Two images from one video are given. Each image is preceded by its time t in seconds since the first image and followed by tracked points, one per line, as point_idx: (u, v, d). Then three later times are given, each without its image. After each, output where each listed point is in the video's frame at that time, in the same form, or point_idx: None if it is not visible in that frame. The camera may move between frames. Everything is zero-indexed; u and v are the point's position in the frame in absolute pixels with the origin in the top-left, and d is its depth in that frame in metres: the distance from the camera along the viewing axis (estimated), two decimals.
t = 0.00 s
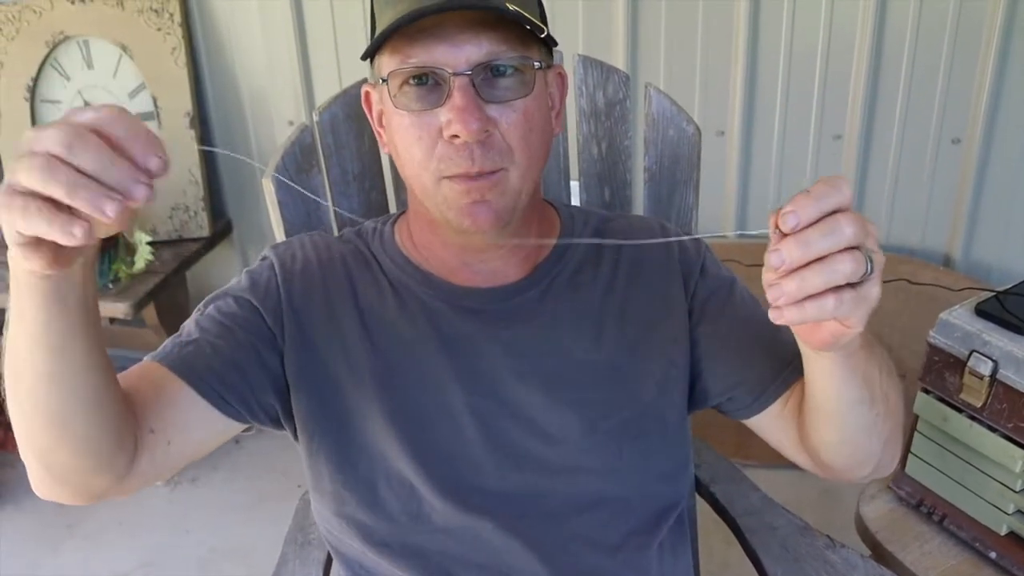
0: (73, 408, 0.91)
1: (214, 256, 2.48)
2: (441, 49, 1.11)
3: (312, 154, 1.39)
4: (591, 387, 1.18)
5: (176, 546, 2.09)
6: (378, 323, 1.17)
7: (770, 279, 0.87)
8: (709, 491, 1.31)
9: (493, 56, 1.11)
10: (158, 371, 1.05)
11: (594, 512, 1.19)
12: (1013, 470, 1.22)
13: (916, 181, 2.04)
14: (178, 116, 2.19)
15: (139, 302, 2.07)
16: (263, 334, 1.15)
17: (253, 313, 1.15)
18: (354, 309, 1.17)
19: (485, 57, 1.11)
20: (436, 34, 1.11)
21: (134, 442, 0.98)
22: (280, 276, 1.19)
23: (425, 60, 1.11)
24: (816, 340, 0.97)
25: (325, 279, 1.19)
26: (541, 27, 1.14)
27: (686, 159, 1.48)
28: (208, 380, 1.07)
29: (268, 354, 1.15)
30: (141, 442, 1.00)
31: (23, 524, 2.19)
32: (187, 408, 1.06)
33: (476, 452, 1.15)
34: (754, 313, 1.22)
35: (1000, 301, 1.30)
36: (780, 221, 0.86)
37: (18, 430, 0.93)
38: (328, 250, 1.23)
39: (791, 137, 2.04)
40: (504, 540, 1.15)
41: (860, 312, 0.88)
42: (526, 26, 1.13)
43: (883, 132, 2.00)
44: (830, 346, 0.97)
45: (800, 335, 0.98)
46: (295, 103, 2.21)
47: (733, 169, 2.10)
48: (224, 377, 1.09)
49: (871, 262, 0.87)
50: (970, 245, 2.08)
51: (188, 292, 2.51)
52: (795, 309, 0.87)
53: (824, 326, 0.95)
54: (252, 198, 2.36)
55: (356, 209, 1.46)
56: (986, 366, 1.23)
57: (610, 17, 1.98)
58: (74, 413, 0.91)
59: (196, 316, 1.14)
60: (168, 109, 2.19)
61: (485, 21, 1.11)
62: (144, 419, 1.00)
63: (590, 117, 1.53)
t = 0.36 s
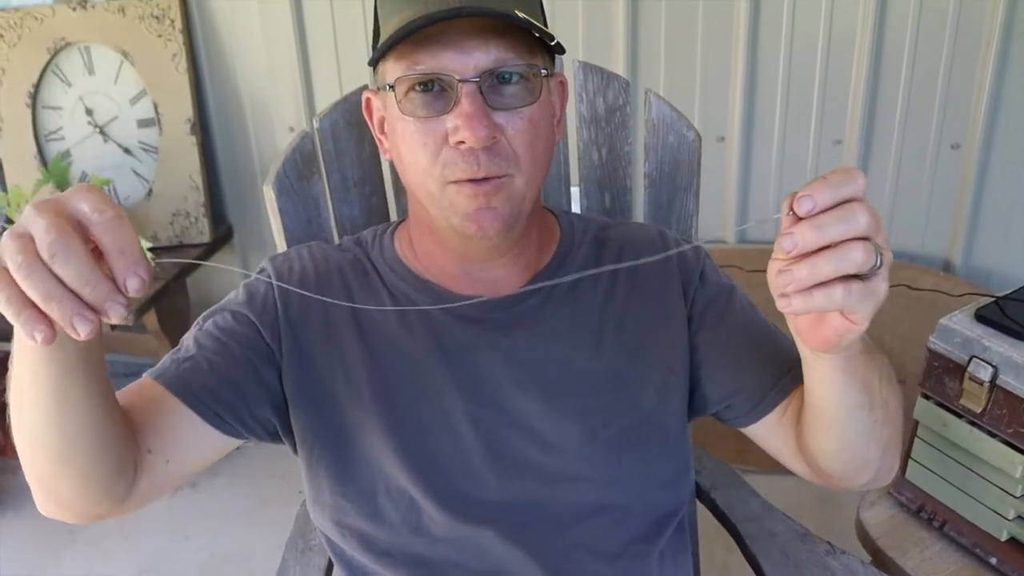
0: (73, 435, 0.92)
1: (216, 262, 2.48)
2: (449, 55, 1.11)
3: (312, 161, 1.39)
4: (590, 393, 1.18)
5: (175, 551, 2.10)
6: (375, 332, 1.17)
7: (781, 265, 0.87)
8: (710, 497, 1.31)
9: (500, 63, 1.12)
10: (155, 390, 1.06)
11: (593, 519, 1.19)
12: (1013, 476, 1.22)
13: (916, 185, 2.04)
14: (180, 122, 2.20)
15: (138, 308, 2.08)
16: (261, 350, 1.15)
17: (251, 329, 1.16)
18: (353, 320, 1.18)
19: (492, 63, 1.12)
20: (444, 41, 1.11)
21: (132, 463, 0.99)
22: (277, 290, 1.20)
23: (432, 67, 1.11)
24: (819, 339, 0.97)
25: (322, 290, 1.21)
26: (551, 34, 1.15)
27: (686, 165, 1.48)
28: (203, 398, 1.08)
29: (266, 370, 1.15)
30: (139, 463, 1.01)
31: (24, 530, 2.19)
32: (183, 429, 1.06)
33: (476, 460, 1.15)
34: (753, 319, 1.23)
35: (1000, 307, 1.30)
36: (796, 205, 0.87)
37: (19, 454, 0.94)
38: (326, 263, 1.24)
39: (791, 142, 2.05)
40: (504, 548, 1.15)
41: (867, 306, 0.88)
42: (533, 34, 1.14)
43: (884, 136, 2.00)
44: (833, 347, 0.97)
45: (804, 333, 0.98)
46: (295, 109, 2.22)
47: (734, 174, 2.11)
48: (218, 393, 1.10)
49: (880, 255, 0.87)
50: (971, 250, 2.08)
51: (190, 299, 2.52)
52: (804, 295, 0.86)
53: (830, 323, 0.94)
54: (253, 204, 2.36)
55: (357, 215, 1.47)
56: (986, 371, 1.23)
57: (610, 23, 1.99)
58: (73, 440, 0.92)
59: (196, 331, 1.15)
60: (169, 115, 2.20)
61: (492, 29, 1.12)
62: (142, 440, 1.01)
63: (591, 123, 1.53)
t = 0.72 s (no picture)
0: (85, 463, 0.94)
1: (219, 272, 2.49)
2: (489, 72, 1.10)
3: (316, 172, 1.40)
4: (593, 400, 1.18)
5: (178, 560, 2.10)
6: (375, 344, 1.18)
7: (776, 294, 0.89)
8: (712, 506, 1.31)
9: (536, 81, 1.12)
10: (157, 405, 1.07)
11: (596, 528, 1.19)
12: (1016, 485, 1.22)
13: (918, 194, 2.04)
14: (184, 133, 2.22)
15: (143, 318, 2.09)
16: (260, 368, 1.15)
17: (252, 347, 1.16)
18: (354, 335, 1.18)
19: (529, 80, 1.12)
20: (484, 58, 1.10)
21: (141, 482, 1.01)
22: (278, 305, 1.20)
23: (475, 85, 1.10)
24: (813, 364, 0.99)
25: (322, 302, 1.21)
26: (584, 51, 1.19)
27: (687, 176, 1.49)
28: (205, 412, 1.08)
29: (268, 385, 1.16)
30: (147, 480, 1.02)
31: (27, 538, 2.19)
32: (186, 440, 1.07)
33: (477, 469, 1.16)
34: (755, 327, 1.23)
35: (1002, 316, 1.30)
36: (786, 236, 0.89)
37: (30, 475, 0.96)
38: (323, 276, 1.24)
39: (793, 152, 2.05)
40: (506, 557, 1.15)
41: (860, 331, 0.90)
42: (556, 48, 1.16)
43: (885, 145, 2.01)
44: (829, 369, 0.98)
45: (799, 358, 1.00)
46: (298, 120, 2.22)
47: (736, 183, 2.11)
48: (221, 409, 1.10)
49: (873, 280, 0.89)
50: (974, 259, 2.08)
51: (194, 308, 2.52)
52: (798, 323, 0.88)
53: (824, 348, 0.96)
54: (256, 214, 2.37)
55: (359, 226, 1.47)
56: (988, 380, 1.23)
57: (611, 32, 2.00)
58: (85, 465, 0.94)
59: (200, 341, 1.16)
60: (174, 126, 2.22)
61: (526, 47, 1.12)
62: (149, 457, 1.03)
63: (592, 134, 1.54)
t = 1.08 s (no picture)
0: (198, 518, 1.00)
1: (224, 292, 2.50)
2: (488, 103, 1.12)
3: (319, 198, 1.42)
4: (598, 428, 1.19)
5: None
6: (387, 374, 1.19)
7: (774, 342, 0.92)
8: (715, 522, 1.32)
9: (536, 112, 1.14)
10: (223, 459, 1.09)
11: (600, 550, 1.21)
12: (1017, 497, 1.22)
13: (918, 205, 2.05)
14: (189, 156, 2.23)
15: (149, 338, 2.10)
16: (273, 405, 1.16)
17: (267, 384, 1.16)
18: (365, 364, 1.19)
19: (528, 110, 1.13)
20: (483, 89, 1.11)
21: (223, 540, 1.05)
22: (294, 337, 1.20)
23: (473, 115, 1.12)
24: (806, 406, 1.01)
25: (336, 331, 1.21)
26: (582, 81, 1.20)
27: (686, 195, 1.50)
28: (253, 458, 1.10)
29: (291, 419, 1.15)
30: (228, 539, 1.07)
31: (36, 558, 2.21)
32: (254, 494, 1.11)
33: (484, 496, 1.17)
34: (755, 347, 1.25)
35: (1001, 330, 1.31)
36: (781, 288, 0.92)
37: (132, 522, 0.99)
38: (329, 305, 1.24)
39: (793, 165, 2.07)
40: None
41: (851, 378, 0.94)
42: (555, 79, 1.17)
43: (884, 158, 2.02)
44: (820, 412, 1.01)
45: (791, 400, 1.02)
46: (301, 141, 2.23)
47: (738, 196, 2.13)
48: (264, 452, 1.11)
49: (863, 330, 0.93)
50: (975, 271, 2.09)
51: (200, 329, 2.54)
52: (794, 371, 0.92)
53: (816, 393, 0.99)
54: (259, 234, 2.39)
55: (363, 249, 1.48)
56: (988, 394, 1.24)
57: (610, 48, 2.03)
58: (197, 525, 1.00)
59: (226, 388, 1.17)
60: (177, 147, 2.23)
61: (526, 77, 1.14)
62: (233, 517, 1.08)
63: (592, 155, 1.55)
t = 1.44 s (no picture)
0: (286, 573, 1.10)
1: (192, 255, 2.51)
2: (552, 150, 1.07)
3: (287, 165, 1.41)
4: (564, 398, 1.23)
5: (154, 540, 2.14)
6: (359, 353, 1.18)
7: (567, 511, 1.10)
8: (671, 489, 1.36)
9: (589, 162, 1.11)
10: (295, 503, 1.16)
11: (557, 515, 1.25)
12: (960, 470, 1.28)
13: (880, 184, 2.09)
14: (157, 117, 2.23)
15: (115, 301, 2.11)
16: (251, 401, 1.15)
17: (242, 381, 1.15)
18: (336, 343, 1.18)
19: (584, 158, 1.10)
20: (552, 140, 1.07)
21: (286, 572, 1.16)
22: (270, 326, 1.17)
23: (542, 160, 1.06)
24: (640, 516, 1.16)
25: (314, 318, 1.18)
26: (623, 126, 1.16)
27: (650, 170, 1.52)
28: (262, 472, 1.15)
29: (276, 418, 1.15)
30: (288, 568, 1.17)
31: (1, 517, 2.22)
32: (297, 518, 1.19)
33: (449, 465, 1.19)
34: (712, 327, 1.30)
35: (952, 309, 1.34)
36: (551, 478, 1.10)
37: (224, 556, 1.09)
38: (298, 285, 1.19)
39: (758, 140, 2.09)
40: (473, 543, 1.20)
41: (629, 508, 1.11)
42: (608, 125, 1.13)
43: (849, 136, 2.05)
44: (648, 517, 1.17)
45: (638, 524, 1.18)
46: (271, 106, 2.23)
47: (704, 169, 2.15)
48: (269, 459, 1.16)
49: (614, 471, 1.10)
50: (934, 249, 2.14)
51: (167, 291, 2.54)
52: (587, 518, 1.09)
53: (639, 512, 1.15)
54: (227, 197, 2.39)
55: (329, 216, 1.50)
56: (936, 371, 1.27)
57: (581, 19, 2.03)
58: None
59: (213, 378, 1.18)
60: (146, 110, 2.22)
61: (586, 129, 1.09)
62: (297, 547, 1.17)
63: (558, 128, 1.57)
